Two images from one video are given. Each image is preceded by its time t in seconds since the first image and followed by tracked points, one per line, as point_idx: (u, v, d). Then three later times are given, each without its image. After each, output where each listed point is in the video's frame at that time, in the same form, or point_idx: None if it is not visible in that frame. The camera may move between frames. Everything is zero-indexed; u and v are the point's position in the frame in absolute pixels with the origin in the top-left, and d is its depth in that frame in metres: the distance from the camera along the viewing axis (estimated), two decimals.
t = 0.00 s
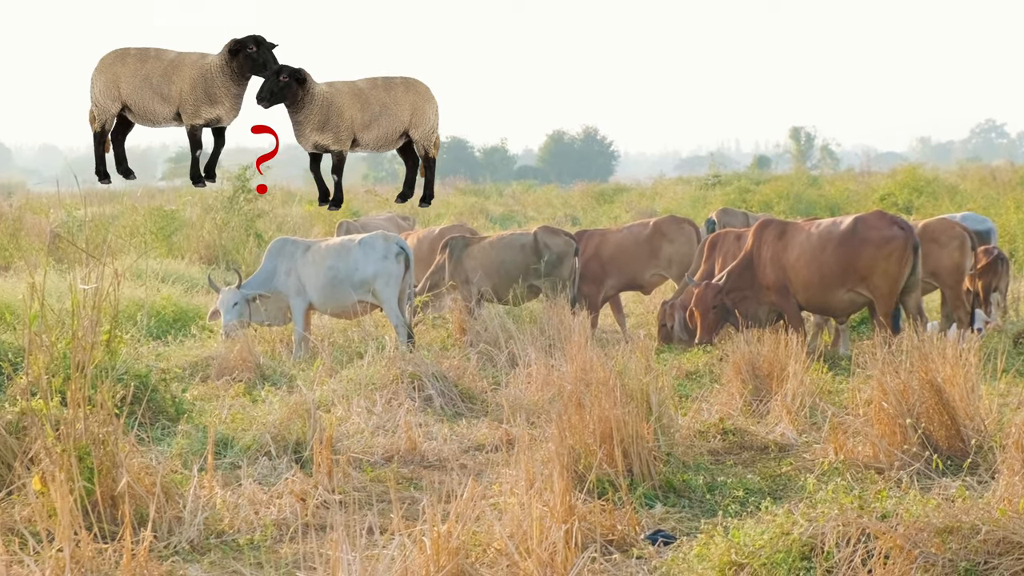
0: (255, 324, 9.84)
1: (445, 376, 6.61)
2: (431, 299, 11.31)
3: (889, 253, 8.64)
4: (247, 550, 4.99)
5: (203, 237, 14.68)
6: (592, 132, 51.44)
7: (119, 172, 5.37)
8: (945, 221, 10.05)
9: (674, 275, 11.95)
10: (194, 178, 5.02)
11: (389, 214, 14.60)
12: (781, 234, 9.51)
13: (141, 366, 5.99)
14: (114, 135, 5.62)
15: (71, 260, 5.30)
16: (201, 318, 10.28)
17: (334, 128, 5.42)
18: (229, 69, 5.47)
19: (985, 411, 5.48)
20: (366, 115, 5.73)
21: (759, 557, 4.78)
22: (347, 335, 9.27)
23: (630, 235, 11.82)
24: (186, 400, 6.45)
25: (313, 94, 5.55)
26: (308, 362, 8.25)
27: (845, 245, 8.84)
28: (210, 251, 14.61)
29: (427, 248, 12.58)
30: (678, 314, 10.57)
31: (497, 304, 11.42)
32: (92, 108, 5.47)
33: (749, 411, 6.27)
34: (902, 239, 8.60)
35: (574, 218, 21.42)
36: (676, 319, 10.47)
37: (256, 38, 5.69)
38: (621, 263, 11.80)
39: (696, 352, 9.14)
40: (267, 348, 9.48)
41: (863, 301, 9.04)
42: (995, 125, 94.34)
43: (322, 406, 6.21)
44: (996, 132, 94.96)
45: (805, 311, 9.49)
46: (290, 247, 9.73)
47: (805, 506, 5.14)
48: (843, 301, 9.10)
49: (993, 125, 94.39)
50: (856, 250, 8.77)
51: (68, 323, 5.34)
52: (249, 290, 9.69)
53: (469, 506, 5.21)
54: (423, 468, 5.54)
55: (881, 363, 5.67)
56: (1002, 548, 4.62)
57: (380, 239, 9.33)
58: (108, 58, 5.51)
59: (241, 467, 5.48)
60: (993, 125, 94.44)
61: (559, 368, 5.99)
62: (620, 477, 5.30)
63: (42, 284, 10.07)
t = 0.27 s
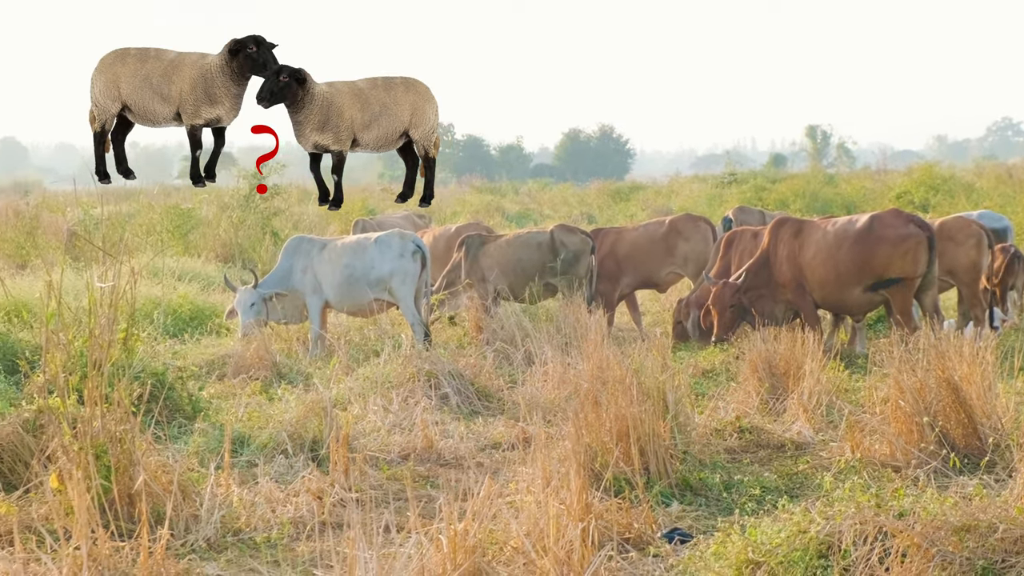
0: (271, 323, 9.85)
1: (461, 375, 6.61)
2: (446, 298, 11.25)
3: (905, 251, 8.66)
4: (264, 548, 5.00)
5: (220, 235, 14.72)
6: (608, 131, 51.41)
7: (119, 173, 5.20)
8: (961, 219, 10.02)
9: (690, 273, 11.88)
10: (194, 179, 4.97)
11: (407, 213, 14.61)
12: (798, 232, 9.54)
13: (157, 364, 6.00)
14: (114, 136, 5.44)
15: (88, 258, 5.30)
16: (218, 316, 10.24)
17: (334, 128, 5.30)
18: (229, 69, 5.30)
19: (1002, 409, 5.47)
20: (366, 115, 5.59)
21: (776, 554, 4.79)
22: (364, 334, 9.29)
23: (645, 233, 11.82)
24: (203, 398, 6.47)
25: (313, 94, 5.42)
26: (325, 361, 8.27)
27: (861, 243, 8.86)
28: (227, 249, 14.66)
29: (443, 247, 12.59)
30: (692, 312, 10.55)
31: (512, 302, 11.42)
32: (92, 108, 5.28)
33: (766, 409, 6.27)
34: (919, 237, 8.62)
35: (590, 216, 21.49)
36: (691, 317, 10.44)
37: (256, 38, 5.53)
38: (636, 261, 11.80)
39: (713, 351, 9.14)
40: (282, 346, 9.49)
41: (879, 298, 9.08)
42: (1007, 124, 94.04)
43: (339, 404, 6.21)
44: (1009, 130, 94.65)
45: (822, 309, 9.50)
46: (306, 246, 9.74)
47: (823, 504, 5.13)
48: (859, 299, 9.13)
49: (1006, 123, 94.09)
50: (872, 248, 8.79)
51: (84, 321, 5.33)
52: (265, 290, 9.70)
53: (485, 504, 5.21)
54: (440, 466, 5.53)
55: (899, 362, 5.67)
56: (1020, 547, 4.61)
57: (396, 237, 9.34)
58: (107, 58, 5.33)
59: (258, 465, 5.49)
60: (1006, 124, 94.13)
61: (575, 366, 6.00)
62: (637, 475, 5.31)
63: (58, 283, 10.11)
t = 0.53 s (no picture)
0: (290, 323, 9.94)
1: (480, 374, 6.63)
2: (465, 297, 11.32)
3: (922, 248, 8.66)
4: (282, 548, 5.01)
5: (237, 235, 14.77)
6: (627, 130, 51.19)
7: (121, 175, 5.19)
8: (980, 215, 10.04)
9: (707, 270, 11.95)
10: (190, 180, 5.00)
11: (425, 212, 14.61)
12: (816, 229, 9.60)
13: (176, 364, 6.03)
14: (114, 135, 5.49)
15: (106, 258, 5.30)
16: (235, 316, 10.35)
17: (334, 128, 5.34)
18: (228, 68, 5.38)
19: (1021, 406, 5.46)
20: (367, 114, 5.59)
21: (795, 552, 4.79)
22: (382, 332, 9.32)
23: (662, 231, 11.81)
24: (222, 398, 6.49)
25: (313, 94, 5.46)
26: (343, 359, 8.29)
27: (878, 240, 8.89)
28: (245, 249, 14.69)
29: (461, 245, 12.63)
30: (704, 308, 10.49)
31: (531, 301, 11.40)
32: (91, 108, 5.33)
33: (785, 406, 6.28)
34: (936, 234, 8.61)
35: (607, 215, 21.50)
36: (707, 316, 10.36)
37: (255, 37, 5.62)
38: (653, 259, 11.80)
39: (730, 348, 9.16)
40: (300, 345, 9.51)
41: (897, 295, 9.10)
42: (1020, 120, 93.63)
43: (357, 403, 6.22)
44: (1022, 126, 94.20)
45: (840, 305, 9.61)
46: (324, 245, 9.77)
47: (842, 502, 5.13)
48: (877, 296, 9.16)
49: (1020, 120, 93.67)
50: (888, 245, 8.81)
51: (103, 321, 5.32)
52: (284, 290, 9.78)
53: (504, 503, 5.21)
54: (458, 465, 5.53)
55: (917, 359, 5.70)
56: None
57: (414, 236, 9.34)
58: (109, 59, 5.40)
59: (277, 464, 5.50)
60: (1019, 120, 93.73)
61: (594, 365, 6.02)
62: (656, 474, 5.31)
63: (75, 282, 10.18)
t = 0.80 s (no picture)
0: (306, 322, 9.92)
1: (496, 371, 6.65)
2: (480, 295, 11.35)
3: (938, 246, 8.64)
4: (298, 546, 5.02)
5: (253, 232, 14.78)
6: (643, 128, 50.97)
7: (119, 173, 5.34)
8: (998, 214, 10.40)
9: (723, 269, 11.93)
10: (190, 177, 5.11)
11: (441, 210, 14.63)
12: (832, 228, 9.62)
13: (192, 361, 6.04)
14: (113, 136, 5.68)
15: (122, 256, 5.30)
16: (251, 313, 10.33)
17: (333, 128, 5.46)
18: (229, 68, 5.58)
19: None
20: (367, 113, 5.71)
21: (812, 550, 4.78)
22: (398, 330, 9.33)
23: (677, 229, 11.82)
24: (237, 395, 6.51)
25: (313, 95, 5.59)
26: (359, 357, 8.32)
27: (895, 239, 8.89)
28: (260, 246, 14.73)
29: (476, 243, 12.66)
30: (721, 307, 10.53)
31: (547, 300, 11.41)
32: (92, 109, 5.52)
33: (801, 404, 6.29)
34: (952, 232, 8.59)
35: (622, 212, 21.50)
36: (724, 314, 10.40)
37: (255, 37, 5.80)
38: (668, 258, 11.80)
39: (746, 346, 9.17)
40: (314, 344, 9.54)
41: (913, 294, 9.09)
42: None
43: (373, 401, 6.24)
44: None
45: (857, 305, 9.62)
46: (339, 244, 9.85)
47: (858, 500, 5.12)
48: (893, 294, 9.16)
49: None
50: (904, 243, 8.81)
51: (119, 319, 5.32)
52: (300, 290, 9.83)
53: (520, 501, 5.21)
54: (474, 463, 5.54)
55: (934, 357, 5.72)
56: None
57: (430, 234, 9.39)
58: (109, 59, 5.60)
59: (293, 461, 5.51)
60: None
61: (611, 363, 6.04)
62: (673, 472, 5.31)
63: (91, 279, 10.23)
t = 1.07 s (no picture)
0: (322, 320, 9.87)
1: (511, 369, 6.66)
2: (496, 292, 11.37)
3: (955, 243, 8.66)
4: (314, 543, 5.03)
5: (269, 230, 14.79)
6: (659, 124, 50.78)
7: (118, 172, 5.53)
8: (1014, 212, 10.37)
9: (738, 267, 11.96)
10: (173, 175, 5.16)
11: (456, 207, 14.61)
12: (848, 225, 9.64)
13: (207, 358, 6.06)
14: (113, 136, 5.90)
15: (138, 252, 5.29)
16: (268, 311, 10.24)
17: (333, 129, 5.51)
18: (230, 69, 5.79)
19: None
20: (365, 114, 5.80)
21: (828, 547, 4.78)
22: (413, 327, 9.35)
23: (692, 227, 11.83)
24: (253, 392, 6.53)
25: (313, 94, 5.56)
26: (376, 355, 8.35)
27: (911, 236, 8.91)
28: (276, 243, 14.74)
29: (491, 240, 12.68)
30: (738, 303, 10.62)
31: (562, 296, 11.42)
32: (93, 108, 5.75)
33: (817, 402, 6.30)
34: (968, 229, 8.62)
35: (638, 209, 21.51)
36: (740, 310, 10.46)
37: (255, 38, 6.01)
38: (683, 255, 11.83)
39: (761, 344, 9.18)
40: (330, 341, 9.56)
41: (929, 292, 9.10)
42: None
43: (389, 398, 6.26)
44: None
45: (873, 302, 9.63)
46: (355, 241, 9.87)
47: (874, 498, 5.12)
48: (909, 292, 9.18)
49: None
50: (921, 240, 8.83)
51: (135, 316, 5.32)
52: (315, 287, 9.84)
53: (535, 498, 5.21)
54: (489, 460, 5.54)
55: (949, 355, 5.72)
56: None
57: (445, 232, 9.41)
58: (110, 59, 5.87)
59: (308, 459, 5.52)
60: None
61: (626, 361, 6.07)
62: (689, 470, 5.32)
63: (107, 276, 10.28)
